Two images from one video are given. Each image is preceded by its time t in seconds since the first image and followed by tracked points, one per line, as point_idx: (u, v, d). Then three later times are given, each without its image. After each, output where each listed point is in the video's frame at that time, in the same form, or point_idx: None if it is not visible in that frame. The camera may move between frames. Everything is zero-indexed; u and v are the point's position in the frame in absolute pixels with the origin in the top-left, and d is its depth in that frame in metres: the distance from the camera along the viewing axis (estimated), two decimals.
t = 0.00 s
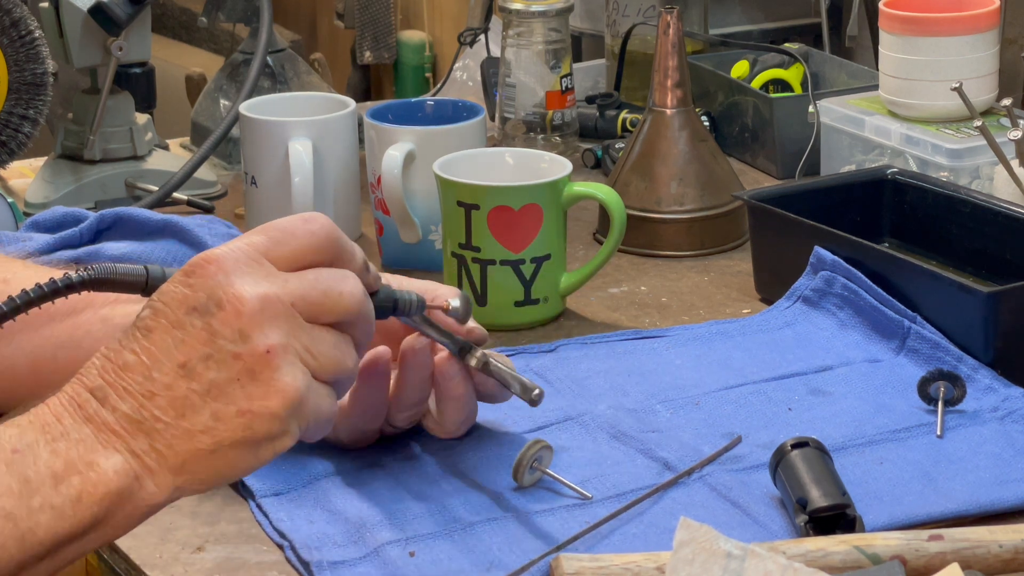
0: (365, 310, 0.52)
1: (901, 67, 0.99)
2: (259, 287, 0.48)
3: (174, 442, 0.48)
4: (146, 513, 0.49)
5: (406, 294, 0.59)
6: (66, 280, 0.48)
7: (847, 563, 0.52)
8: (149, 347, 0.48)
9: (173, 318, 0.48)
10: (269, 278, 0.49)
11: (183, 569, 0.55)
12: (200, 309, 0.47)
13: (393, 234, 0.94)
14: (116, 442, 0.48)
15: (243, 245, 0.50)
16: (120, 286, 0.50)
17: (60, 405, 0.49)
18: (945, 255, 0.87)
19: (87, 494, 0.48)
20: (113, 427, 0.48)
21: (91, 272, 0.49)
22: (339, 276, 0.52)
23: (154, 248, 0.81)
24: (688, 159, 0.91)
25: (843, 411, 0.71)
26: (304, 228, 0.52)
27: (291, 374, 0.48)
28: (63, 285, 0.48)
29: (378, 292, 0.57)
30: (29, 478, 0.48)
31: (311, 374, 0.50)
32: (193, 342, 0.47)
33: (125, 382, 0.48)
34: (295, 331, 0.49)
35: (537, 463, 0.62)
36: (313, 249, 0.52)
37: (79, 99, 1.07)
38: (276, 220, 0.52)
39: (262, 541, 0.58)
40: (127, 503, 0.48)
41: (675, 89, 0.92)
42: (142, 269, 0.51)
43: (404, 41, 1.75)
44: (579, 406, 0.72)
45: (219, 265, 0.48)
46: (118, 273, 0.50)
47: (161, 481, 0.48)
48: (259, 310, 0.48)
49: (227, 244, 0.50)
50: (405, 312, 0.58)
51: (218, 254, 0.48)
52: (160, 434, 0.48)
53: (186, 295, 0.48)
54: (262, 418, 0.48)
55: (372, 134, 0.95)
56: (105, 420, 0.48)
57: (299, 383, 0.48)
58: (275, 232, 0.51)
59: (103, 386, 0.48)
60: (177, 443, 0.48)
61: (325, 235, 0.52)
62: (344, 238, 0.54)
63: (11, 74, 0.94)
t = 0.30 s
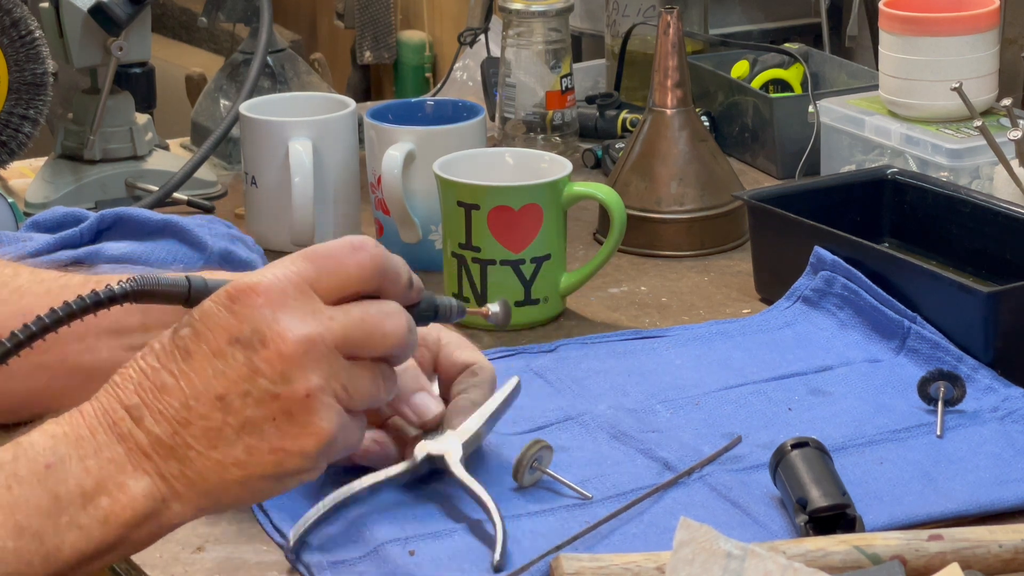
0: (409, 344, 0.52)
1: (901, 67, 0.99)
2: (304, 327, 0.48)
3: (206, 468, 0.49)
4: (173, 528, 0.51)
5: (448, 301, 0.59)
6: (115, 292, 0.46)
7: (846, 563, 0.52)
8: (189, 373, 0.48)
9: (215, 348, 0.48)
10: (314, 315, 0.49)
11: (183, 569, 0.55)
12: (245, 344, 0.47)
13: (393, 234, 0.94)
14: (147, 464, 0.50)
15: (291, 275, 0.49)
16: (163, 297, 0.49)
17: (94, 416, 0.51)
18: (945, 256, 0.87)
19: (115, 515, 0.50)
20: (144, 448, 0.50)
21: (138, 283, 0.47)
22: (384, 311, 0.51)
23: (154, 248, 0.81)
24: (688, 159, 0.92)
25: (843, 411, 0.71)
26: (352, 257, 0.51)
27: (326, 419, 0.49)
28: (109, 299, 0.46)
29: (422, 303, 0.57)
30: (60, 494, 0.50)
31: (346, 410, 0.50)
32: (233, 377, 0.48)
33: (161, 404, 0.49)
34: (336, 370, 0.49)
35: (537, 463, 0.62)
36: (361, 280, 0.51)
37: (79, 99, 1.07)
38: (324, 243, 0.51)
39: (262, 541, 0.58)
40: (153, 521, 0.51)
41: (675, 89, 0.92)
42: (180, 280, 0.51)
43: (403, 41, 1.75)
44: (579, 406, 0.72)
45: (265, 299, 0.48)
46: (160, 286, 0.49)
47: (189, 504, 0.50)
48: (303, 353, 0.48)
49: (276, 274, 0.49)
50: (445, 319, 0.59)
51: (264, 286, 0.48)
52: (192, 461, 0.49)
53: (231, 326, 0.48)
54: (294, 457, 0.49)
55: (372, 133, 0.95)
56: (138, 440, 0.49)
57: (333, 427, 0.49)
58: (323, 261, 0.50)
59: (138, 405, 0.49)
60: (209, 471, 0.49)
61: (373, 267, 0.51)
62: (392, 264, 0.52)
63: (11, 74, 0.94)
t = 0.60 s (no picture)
0: (417, 396, 0.53)
1: (901, 67, 0.99)
2: (308, 378, 0.48)
3: (201, 513, 0.50)
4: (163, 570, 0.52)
5: (461, 348, 0.57)
6: (117, 330, 0.47)
7: (847, 562, 0.52)
8: (188, 418, 0.49)
9: (216, 394, 0.48)
10: (320, 366, 0.49)
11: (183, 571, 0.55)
12: (246, 392, 0.48)
13: (394, 234, 0.94)
14: (140, 507, 0.51)
15: (300, 324, 0.49)
16: (173, 338, 0.49)
17: (92, 454, 0.52)
18: (945, 256, 0.87)
19: (104, 557, 0.51)
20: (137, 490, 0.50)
21: (144, 322, 0.47)
22: (391, 363, 0.51)
23: (155, 247, 0.81)
24: (688, 159, 0.92)
25: (843, 411, 0.71)
26: (366, 309, 0.51)
27: (324, 471, 0.49)
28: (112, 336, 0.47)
29: (434, 349, 0.56)
30: (51, 531, 0.51)
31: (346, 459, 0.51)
32: (232, 425, 0.48)
33: (157, 446, 0.50)
34: (337, 422, 0.50)
35: (537, 463, 0.62)
36: (372, 332, 0.51)
37: (79, 98, 1.07)
38: (338, 292, 0.51)
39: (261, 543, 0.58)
40: (143, 563, 0.52)
41: (675, 89, 0.92)
42: (192, 320, 0.51)
43: (403, 41, 1.75)
44: (579, 406, 0.72)
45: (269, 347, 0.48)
46: (170, 325, 0.49)
47: (180, 548, 0.51)
48: (304, 405, 0.48)
49: (285, 322, 0.49)
50: (459, 367, 0.57)
51: (270, 334, 0.48)
52: (185, 506, 0.50)
53: (233, 372, 0.48)
54: (288, 508, 0.50)
55: (372, 133, 0.95)
56: (133, 482, 0.50)
57: (331, 481, 0.50)
58: (333, 311, 0.50)
59: (134, 445, 0.50)
60: (203, 517, 0.50)
61: (385, 318, 0.51)
62: (407, 316, 0.52)
63: (11, 74, 0.94)
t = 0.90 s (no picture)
0: (422, 405, 0.53)
1: (900, 67, 0.99)
2: (317, 384, 0.49)
3: (204, 518, 0.50)
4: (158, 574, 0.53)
5: (463, 354, 0.58)
6: (125, 331, 0.46)
7: (846, 562, 0.52)
8: (195, 421, 0.50)
9: (223, 398, 0.49)
10: (328, 371, 0.50)
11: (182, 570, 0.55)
12: (255, 396, 0.49)
13: (393, 234, 0.94)
14: (140, 510, 0.51)
15: (310, 328, 0.50)
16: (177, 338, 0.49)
17: (93, 456, 0.53)
18: (945, 255, 0.87)
19: (102, 561, 0.52)
20: (138, 494, 0.51)
21: (151, 322, 0.47)
22: (398, 370, 0.52)
23: (156, 246, 0.82)
24: (688, 159, 0.92)
25: (843, 411, 0.71)
26: (375, 313, 0.51)
27: (331, 479, 0.50)
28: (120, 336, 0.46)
29: (437, 357, 0.56)
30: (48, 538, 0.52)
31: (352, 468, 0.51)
32: (239, 429, 0.49)
33: (162, 449, 0.50)
34: (344, 429, 0.50)
35: (537, 463, 0.62)
36: (379, 339, 0.51)
37: (79, 98, 1.07)
38: (348, 296, 0.52)
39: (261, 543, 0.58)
40: (141, 567, 0.52)
41: (675, 89, 0.92)
42: (197, 321, 0.50)
43: (403, 41, 1.75)
44: (579, 405, 0.72)
45: (278, 352, 0.49)
46: (175, 325, 0.48)
47: (179, 553, 0.52)
48: (311, 411, 0.49)
49: (296, 325, 0.50)
50: (461, 373, 0.58)
51: (279, 338, 0.49)
52: (188, 511, 0.50)
53: (242, 376, 0.49)
54: (295, 515, 0.50)
55: (372, 133, 0.95)
56: (135, 485, 0.51)
57: (337, 488, 0.50)
58: (342, 315, 0.51)
59: (138, 448, 0.51)
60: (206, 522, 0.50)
61: (395, 324, 0.51)
62: (415, 324, 0.53)
63: (11, 74, 0.94)
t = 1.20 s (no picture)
0: (385, 382, 0.52)
1: (900, 67, 0.99)
2: (278, 362, 0.48)
3: (174, 505, 0.51)
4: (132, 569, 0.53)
5: (430, 338, 0.57)
6: (79, 322, 0.46)
7: (846, 562, 0.52)
8: (156, 408, 0.50)
9: (184, 382, 0.49)
10: (289, 348, 0.49)
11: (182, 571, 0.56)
12: (215, 379, 0.48)
13: (393, 234, 0.94)
14: (109, 502, 0.51)
15: (269, 307, 0.49)
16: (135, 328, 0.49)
17: (59, 451, 0.53)
18: (945, 255, 0.87)
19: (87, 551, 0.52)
20: (106, 486, 0.51)
21: (106, 312, 0.47)
22: (361, 349, 0.51)
23: (155, 246, 0.82)
24: (688, 159, 0.92)
25: (843, 411, 0.71)
26: (334, 291, 0.51)
27: (299, 456, 0.49)
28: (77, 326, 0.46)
29: (401, 339, 0.55)
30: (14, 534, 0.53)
31: (323, 447, 0.51)
32: (202, 413, 0.49)
33: (127, 438, 0.50)
34: (309, 407, 0.50)
35: (537, 463, 0.62)
36: (340, 317, 0.51)
37: (79, 98, 1.07)
38: (308, 275, 0.51)
39: (261, 543, 0.58)
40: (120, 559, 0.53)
41: (675, 89, 0.92)
42: (155, 310, 0.50)
43: (403, 41, 1.75)
44: (579, 405, 0.72)
45: (237, 332, 0.48)
46: (134, 315, 0.49)
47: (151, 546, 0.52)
48: (273, 388, 0.48)
49: (255, 305, 0.49)
50: (429, 356, 0.57)
51: (238, 318, 0.49)
52: (156, 499, 0.51)
53: (201, 359, 0.49)
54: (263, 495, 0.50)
55: (372, 133, 0.95)
56: (102, 477, 0.51)
57: (305, 466, 0.50)
58: (302, 294, 0.50)
59: (104, 439, 0.51)
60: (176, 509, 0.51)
61: (355, 301, 0.51)
62: (376, 302, 0.52)
63: (11, 74, 0.94)
